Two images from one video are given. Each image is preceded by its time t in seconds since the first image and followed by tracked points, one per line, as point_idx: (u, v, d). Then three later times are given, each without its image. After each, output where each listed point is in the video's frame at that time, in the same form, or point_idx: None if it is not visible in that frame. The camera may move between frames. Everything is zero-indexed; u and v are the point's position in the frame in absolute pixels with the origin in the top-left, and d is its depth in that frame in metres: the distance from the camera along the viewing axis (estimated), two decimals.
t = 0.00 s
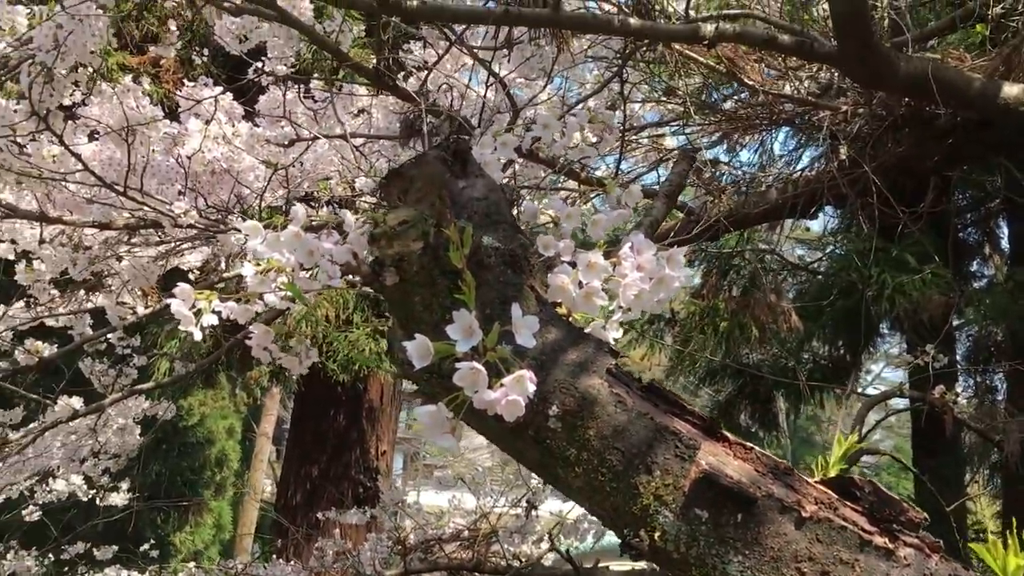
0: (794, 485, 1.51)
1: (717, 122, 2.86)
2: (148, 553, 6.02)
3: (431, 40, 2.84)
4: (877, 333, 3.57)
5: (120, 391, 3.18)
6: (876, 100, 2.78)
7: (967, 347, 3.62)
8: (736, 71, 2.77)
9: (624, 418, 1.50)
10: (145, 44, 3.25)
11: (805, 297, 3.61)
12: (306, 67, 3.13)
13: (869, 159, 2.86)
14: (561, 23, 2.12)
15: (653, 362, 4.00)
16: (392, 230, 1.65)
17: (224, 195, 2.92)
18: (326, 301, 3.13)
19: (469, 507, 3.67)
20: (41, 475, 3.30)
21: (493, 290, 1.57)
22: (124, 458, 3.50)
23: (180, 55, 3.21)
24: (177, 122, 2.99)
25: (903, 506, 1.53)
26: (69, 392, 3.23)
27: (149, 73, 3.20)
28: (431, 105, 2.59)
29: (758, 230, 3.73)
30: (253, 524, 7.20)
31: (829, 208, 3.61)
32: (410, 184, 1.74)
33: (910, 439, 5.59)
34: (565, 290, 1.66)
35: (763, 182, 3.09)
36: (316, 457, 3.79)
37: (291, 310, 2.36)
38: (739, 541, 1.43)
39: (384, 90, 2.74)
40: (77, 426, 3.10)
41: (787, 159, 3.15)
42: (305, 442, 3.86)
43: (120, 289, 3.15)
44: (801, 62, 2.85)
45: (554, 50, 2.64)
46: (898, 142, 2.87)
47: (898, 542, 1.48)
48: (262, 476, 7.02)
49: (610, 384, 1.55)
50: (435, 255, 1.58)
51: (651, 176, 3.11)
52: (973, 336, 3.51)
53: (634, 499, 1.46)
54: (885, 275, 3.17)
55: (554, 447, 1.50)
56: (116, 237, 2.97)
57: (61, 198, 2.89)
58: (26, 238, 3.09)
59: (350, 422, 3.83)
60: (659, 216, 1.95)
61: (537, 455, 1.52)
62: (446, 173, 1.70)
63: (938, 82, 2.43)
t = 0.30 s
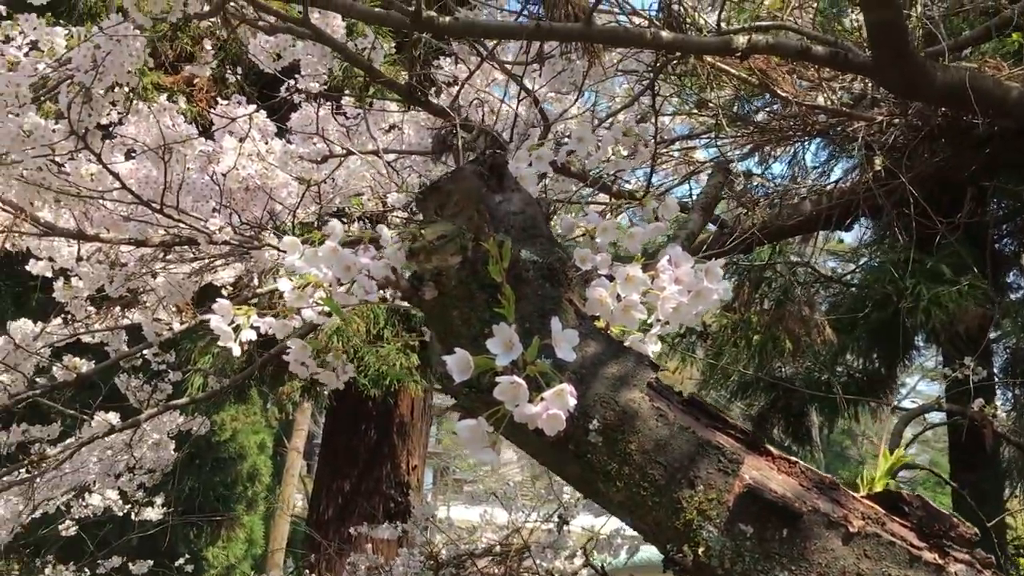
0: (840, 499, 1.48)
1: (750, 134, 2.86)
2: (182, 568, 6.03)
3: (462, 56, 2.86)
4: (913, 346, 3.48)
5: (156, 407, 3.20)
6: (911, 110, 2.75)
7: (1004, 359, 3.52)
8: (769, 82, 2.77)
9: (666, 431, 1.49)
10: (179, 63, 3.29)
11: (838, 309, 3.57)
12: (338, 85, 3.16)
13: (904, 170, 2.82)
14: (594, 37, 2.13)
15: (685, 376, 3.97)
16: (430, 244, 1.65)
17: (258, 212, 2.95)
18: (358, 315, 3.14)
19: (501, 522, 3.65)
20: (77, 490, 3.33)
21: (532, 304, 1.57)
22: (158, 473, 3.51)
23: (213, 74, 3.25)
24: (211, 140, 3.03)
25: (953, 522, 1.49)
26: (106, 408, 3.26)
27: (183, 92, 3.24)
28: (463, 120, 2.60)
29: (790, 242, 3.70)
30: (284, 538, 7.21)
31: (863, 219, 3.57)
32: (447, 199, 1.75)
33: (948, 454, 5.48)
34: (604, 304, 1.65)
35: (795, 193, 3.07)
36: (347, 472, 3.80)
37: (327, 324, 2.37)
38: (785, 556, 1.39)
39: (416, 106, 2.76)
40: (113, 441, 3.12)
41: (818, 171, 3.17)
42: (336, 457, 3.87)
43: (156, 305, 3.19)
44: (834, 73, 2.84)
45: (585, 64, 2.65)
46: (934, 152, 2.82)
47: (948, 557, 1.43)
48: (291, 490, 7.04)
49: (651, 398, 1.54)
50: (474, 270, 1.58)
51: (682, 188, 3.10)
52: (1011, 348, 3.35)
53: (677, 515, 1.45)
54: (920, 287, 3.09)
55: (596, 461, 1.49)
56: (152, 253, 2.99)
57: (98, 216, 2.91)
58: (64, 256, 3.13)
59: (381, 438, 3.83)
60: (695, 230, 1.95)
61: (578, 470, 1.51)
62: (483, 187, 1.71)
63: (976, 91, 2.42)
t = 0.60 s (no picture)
0: (886, 511, 1.46)
1: (779, 142, 2.83)
2: None
3: (490, 67, 2.86)
4: (946, 355, 3.43)
5: (187, 418, 3.22)
6: (945, 116, 2.71)
7: None
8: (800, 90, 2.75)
9: (707, 443, 1.48)
10: (209, 78, 3.32)
11: (869, 317, 3.52)
12: (366, 97, 3.18)
13: (939, 176, 2.78)
14: (625, 47, 2.12)
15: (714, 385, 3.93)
16: (467, 256, 1.65)
17: (288, 224, 2.97)
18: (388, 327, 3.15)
19: (530, 534, 3.64)
20: (110, 502, 3.35)
21: (569, 315, 1.56)
22: (190, 484, 3.53)
23: (243, 89, 3.28)
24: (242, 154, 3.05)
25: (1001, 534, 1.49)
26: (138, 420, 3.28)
27: (214, 107, 3.27)
28: (492, 132, 2.61)
29: (819, 251, 3.67)
30: (313, 549, 7.23)
31: (894, 227, 3.53)
32: (482, 210, 1.76)
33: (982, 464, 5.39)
34: (641, 314, 1.64)
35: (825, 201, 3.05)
36: (376, 483, 3.80)
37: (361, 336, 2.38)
38: (831, 569, 1.38)
39: (445, 117, 2.77)
40: (145, 453, 3.14)
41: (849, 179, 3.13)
42: (364, 468, 3.87)
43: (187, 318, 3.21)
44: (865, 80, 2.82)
45: (614, 73, 2.64)
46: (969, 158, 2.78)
47: (997, 571, 1.42)
48: (318, 501, 7.06)
49: (691, 409, 1.53)
50: (511, 281, 1.58)
51: (711, 197, 3.07)
52: None
53: (719, 527, 1.42)
54: (953, 295, 3.04)
55: (636, 473, 1.48)
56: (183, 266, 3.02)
57: (131, 230, 2.95)
58: (97, 269, 3.16)
59: (410, 448, 3.83)
60: (730, 239, 1.93)
61: (618, 481, 1.50)
62: (518, 199, 1.71)
63: (1011, 96, 2.36)
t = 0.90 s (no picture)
0: (923, 520, 1.44)
1: (803, 148, 2.82)
2: None
3: (512, 75, 2.86)
4: (973, 361, 3.38)
5: (212, 427, 3.24)
6: (973, 120, 2.67)
7: None
8: (825, 94, 2.73)
9: (739, 451, 1.46)
10: (233, 89, 3.34)
11: (895, 323, 3.49)
12: (388, 106, 3.19)
13: (967, 180, 2.75)
14: (650, 53, 2.11)
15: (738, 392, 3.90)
16: (495, 264, 1.65)
17: (312, 234, 2.98)
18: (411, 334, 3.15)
19: (554, 542, 3.63)
20: (135, 511, 3.36)
21: (598, 322, 1.56)
22: (214, 493, 3.54)
23: (266, 99, 3.30)
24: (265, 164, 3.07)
25: None
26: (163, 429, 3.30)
27: (237, 117, 3.29)
28: (515, 139, 2.61)
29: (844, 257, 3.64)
30: (336, 556, 7.24)
31: (920, 231, 3.49)
32: (509, 218, 1.75)
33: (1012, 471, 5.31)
34: (670, 321, 1.61)
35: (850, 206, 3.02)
36: (399, 491, 3.81)
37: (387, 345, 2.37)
38: None
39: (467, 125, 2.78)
40: (171, 462, 3.16)
41: (871, 183, 3.15)
42: (387, 476, 3.87)
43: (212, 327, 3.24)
44: (890, 83, 2.80)
45: (637, 80, 2.64)
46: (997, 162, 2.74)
47: None
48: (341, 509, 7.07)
49: (723, 417, 1.51)
50: (540, 288, 1.57)
51: (734, 203, 3.06)
52: None
53: (753, 536, 1.40)
54: (980, 300, 2.99)
55: (667, 481, 1.47)
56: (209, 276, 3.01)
57: (156, 241, 2.96)
58: (123, 279, 3.18)
59: (432, 457, 3.83)
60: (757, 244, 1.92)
61: (649, 490, 1.49)
62: (545, 206, 1.71)
63: None
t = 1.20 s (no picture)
0: (961, 527, 1.42)
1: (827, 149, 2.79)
2: None
3: (533, 79, 2.85)
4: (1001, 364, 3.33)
5: (236, 434, 3.25)
6: (1001, 120, 2.63)
7: None
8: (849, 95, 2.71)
9: (772, 457, 1.44)
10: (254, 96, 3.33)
11: (921, 326, 3.44)
12: (410, 113, 3.20)
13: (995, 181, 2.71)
14: (674, 56, 2.09)
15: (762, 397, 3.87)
16: (522, 269, 1.64)
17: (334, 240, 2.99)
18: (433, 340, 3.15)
19: (577, 548, 3.61)
20: (161, 517, 3.37)
21: (626, 327, 1.54)
22: (238, 499, 3.54)
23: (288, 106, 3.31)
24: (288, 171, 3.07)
25: None
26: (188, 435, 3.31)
27: (258, 125, 3.29)
28: (537, 144, 2.61)
29: (868, 260, 3.60)
30: (359, 561, 7.23)
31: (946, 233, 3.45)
32: (535, 222, 1.75)
33: None
34: (698, 326, 1.60)
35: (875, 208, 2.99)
36: (422, 496, 3.80)
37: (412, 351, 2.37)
38: None
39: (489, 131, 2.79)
40: (195, 468, 3.17)
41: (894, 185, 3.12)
42: (409, 482, 3.87)
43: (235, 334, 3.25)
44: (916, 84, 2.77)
45: (659, 83, 2.63)
46: None
47: None
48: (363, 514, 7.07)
49: (754, 423, 1.49)
50: (568, 293, 1.56)
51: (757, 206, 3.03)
52: None
53: (786, 544, 1.38)
54: (1008, 303, 2.94)
55: (698, 488, 1.44)
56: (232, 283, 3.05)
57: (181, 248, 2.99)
58: (147, 287, 3.20)
59: (454, 462, 3.82)
60: (786, 248, 1.90)
61: (679, 496, 1.47)
62: (571, 211, 1.70)
63: None
